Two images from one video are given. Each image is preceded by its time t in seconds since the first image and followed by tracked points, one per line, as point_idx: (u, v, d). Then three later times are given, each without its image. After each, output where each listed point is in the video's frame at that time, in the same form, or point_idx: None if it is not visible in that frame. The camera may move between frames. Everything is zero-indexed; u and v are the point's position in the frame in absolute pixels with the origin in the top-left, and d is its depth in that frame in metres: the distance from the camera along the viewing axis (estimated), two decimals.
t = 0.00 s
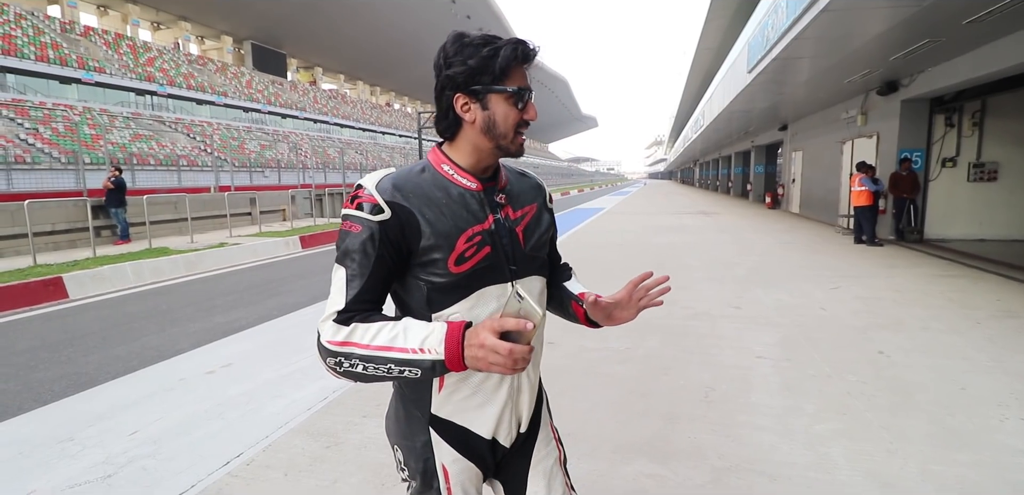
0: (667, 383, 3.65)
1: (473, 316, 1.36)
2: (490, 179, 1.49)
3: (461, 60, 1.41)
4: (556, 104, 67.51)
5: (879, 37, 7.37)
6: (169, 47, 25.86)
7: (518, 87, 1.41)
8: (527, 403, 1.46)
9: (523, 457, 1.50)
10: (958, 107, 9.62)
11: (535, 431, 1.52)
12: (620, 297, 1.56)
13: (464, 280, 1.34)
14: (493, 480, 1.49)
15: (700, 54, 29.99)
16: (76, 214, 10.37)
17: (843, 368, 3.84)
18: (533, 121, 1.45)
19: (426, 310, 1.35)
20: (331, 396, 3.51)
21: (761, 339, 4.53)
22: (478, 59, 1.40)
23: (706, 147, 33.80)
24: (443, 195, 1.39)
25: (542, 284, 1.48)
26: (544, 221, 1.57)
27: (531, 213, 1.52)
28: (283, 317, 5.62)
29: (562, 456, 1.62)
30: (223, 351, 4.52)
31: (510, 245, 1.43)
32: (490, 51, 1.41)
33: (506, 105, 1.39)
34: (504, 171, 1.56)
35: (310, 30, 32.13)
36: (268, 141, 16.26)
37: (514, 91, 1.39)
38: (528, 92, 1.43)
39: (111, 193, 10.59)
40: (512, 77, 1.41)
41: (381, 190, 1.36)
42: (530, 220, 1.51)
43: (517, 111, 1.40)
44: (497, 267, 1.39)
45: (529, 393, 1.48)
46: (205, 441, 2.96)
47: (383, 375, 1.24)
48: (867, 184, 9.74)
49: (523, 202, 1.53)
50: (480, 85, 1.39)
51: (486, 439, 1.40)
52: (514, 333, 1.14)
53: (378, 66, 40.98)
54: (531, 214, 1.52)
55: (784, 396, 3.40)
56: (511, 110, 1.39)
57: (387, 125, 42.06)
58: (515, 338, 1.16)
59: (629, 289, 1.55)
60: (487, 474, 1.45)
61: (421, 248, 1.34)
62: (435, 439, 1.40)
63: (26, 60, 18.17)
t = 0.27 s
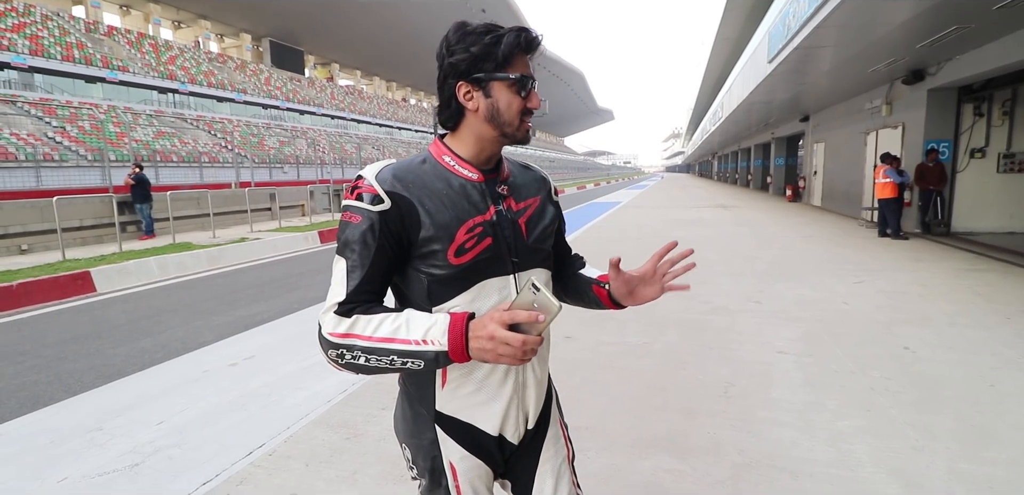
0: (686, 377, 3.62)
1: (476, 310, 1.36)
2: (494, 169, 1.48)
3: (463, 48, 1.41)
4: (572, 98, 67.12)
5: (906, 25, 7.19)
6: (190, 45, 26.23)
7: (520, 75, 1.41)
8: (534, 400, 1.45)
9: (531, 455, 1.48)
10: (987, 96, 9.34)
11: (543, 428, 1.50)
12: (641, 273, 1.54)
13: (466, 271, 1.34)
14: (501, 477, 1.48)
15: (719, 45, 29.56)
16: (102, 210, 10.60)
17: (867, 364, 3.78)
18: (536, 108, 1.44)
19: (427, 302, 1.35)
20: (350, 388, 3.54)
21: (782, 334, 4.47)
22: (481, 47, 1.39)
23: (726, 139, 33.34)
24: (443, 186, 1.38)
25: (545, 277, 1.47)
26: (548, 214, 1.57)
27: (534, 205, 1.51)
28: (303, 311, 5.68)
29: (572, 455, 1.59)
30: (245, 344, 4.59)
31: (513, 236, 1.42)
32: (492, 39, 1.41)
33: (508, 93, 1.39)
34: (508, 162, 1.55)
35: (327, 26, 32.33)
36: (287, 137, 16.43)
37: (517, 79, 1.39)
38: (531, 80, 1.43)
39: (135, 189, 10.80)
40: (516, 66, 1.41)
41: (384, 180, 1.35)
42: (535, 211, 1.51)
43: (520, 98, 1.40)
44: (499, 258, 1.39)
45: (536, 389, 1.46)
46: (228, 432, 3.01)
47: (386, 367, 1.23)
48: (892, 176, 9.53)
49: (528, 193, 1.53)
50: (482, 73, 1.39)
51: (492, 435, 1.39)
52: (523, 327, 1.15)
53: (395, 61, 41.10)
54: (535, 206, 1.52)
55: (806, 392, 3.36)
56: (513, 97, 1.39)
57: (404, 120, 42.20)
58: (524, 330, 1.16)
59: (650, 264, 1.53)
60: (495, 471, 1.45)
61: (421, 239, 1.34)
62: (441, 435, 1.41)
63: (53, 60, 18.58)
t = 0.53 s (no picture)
0: (688, 375, 3.62)
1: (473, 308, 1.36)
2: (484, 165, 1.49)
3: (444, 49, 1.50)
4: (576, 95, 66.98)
5: (912, 21, 7.14)
6: (194, 42, 26.27)
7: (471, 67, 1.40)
8: (534, 399, 1.44)
9: (531, 455, 1.47)
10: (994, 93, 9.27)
11: (544, 427, 1.49)
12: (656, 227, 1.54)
13: (462, 267, 1.33)
14: (501, 476, 1.48)
15: (723, 41, 29.43)
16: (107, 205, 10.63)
17: (871, 362, 3.76)
18: (495, 100, 1.37)
19: (425, 298, 1.35)
20: (353, 384, 3.55)
21: (785, 332, 4.46)
22: (449, 46, 1.45)
23: (730, 137, 33.24)
24: (442, 183, 1.39)
25: (546, 275, 1.46)
26: (553, 210, 1.55)
27: (537, 201, 1.50)
28: (307, 307, 5.70)
29: (573, 455, 1.58)
30: (249, 340, 4.61)
31: (511, 233, 1.41)
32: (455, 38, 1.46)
33: (461, 88, 1.40)
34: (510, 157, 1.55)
35: (331, 23, 32.33)
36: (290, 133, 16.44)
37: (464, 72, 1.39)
38: (489, 74, 1.39)
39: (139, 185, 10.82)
40: (476, 60, 1.40)
41: (378, 176, 1.38)
42: (536, 207, 1.49)
43: (467, 91, 1.39)
44: (498, 256, 1.38)
45: (536, 389, 1.45)
46: (231, 427, 3.02)
47: (374, 361, 1.23)
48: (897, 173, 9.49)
49: (529, 189, 1.51)
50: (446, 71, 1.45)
51: (490, 434, 1.38)
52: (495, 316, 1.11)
53: (398, 58, 41.07)
54: (537, 202, 1.50)
55: (809, 390, 3.35)
56: (462, 92, 1.39)
57: (407, 117, 42.18)
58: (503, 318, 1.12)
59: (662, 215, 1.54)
60: (495, 469, 1.44)
61: (417, 236, 1.33)
62: (440, 434, 1.41)
63: (58, 56, 18.63)
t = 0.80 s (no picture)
0: (691, 374, 3.61)
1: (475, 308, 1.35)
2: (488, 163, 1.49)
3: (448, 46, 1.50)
4: (579, 93, 66.89)
5: (916, 19, 7.12)
6: (198, 41, 26.33)
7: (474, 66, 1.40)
8: (539, 399, 1.44)
9: (536, 454, 1.47)
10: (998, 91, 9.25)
11: (550, 426, 1.49)
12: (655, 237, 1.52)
13: (465, 266, 1.33)
14: (507, 474, 1.48)
15: (726, 39, 29.36)
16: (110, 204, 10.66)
17: (875, 361, 3.75)
18: (497, 99, 1.37)
19: (429, 297, 1.35)
20: (356, 383, 3.56)
21: (789, 330, 4.45)
22: (452, 44, 1.45)
23: (733, 135, 33.15)
24: (444, 181, 1.39)
25: (552, 274, 1.44)
26: (558, 207, 1.54)
27: (542, 200, 1.49)
28: (310, 305, 5.71)
29: (580, 454, 1.58)
30: (253, 338, 4.62)
31: (516, 231, 1.40)
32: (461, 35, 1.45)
33: (463, 87, 1.40)
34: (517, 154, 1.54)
35: (334, 22, 32.35)
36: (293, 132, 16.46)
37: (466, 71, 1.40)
38: (492, 72, 1.38)
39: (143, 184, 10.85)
40: (478, 59, 1.40)
41: (383, 174, 1.38)
42: (540, 205, 1.48)
43: (469, 90, 1.39)
44: (501, 255, 1.37)
45: (541, 389, 1.45)
46: (235, 425, 3.03)
47: (378, 359, 1.25)
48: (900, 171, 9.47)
49: (534, 186, 1.50)
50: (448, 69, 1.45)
51: (495, 433, 1.39)
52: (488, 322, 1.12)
53: (401, 57, 41.09)
54: (542, 200, 1.49)
55: (813, 389, 3.34)
56: (465, 90, 1.39)
57: (410, 116, 42.18)
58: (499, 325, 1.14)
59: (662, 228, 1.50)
60: (500, 468, 1.44)
61: (420, 234, 1.33)
62: (446, 432, 1.41)
63: (62, 55, 18.70)
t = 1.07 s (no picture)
0: (692, 375, 3.61)
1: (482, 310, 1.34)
2: (502, 163, 1.45)
3: (462, 41, 1.38)
4: (579, 94, 66.91)
5: (916, 20, 7.12)
6: (198, 41, 26.35)
7: (523, 64, 1.35)
8: (545, 399, 1.43)
9: (542, 455, 1.47)
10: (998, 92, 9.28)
11: (556, 427, 1.49)
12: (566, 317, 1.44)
13: (471, 269, 1.33)
14: (513, 475, 1.48)
15: (727, 41, 29.38)
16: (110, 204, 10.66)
17: (876, 362, 3.75)
18: (545, 98, 1.39)
19: (436, 300, 1.36)
20: (356, 383, 3.56)
21: (789, 331, 4.45)
22: (477, 37, 1.36)
23: (733, 136, 33.14)
24: (449, 182, 1.37)
25: (557, 275, 1.45)
26: (563, 205, 1.53)
27: (547, 199, 1.49)
28: (309, 306, 5.71)
29: (583, 453, 1.59)
30: (253, 338, 4.62)
31: (522, 232, 1.40)
32: (490, 27, 1.36)
33: (510, 83, 1.34)
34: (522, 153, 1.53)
35: (335, 22, 32.37)
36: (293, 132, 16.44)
37: (519, 68, 1.34)
38: (534, 68, 1.37)
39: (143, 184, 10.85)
40: (517, 54, 1.36)
41: (388, 178, 1.36)
42: (547, 205, 1.48)
43: (522, 87, 1.35)
44: (507, 256, 1.37)
45: (547, 389, 1.45)
46: (235, 425, 3.03)
47: (390, 366, 1.28)
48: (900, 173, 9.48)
49: (539, 186, 1.50)
50: (482, 65, 1.35)
51: (502, 435, 1.38)
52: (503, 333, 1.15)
53: (401, 57, 41.10)
54: (548, 199, 1.49)
55: (813, 390, 3.34)
56: (514, 87, 1.34)
57: (410, 116, 42.19)
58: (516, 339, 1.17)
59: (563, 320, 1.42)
60: (506, 469, 1.44)
61: (426, 237, 1.33)
62: (452, 434, 1.41)
63: (63, 55, 18.71)
